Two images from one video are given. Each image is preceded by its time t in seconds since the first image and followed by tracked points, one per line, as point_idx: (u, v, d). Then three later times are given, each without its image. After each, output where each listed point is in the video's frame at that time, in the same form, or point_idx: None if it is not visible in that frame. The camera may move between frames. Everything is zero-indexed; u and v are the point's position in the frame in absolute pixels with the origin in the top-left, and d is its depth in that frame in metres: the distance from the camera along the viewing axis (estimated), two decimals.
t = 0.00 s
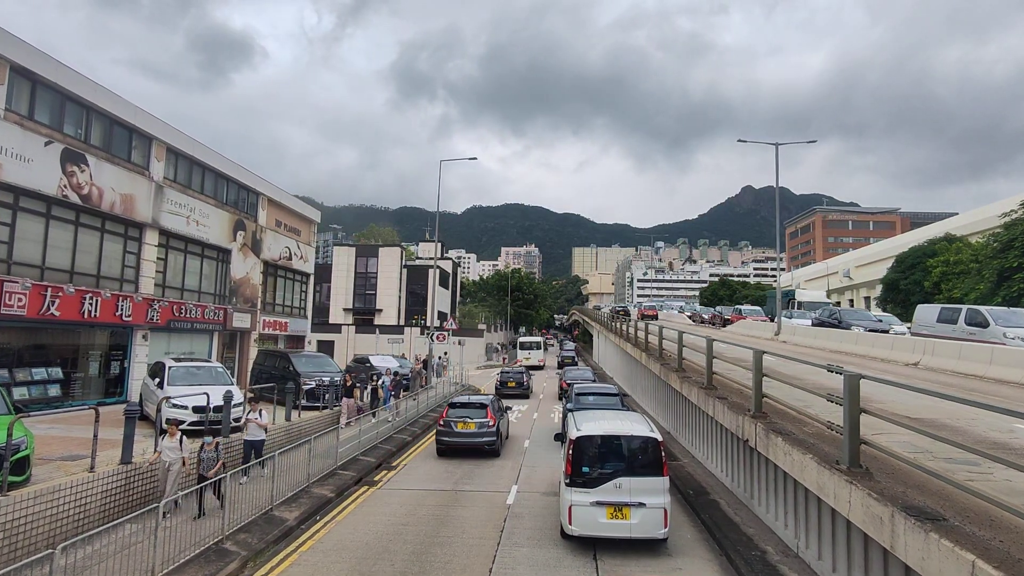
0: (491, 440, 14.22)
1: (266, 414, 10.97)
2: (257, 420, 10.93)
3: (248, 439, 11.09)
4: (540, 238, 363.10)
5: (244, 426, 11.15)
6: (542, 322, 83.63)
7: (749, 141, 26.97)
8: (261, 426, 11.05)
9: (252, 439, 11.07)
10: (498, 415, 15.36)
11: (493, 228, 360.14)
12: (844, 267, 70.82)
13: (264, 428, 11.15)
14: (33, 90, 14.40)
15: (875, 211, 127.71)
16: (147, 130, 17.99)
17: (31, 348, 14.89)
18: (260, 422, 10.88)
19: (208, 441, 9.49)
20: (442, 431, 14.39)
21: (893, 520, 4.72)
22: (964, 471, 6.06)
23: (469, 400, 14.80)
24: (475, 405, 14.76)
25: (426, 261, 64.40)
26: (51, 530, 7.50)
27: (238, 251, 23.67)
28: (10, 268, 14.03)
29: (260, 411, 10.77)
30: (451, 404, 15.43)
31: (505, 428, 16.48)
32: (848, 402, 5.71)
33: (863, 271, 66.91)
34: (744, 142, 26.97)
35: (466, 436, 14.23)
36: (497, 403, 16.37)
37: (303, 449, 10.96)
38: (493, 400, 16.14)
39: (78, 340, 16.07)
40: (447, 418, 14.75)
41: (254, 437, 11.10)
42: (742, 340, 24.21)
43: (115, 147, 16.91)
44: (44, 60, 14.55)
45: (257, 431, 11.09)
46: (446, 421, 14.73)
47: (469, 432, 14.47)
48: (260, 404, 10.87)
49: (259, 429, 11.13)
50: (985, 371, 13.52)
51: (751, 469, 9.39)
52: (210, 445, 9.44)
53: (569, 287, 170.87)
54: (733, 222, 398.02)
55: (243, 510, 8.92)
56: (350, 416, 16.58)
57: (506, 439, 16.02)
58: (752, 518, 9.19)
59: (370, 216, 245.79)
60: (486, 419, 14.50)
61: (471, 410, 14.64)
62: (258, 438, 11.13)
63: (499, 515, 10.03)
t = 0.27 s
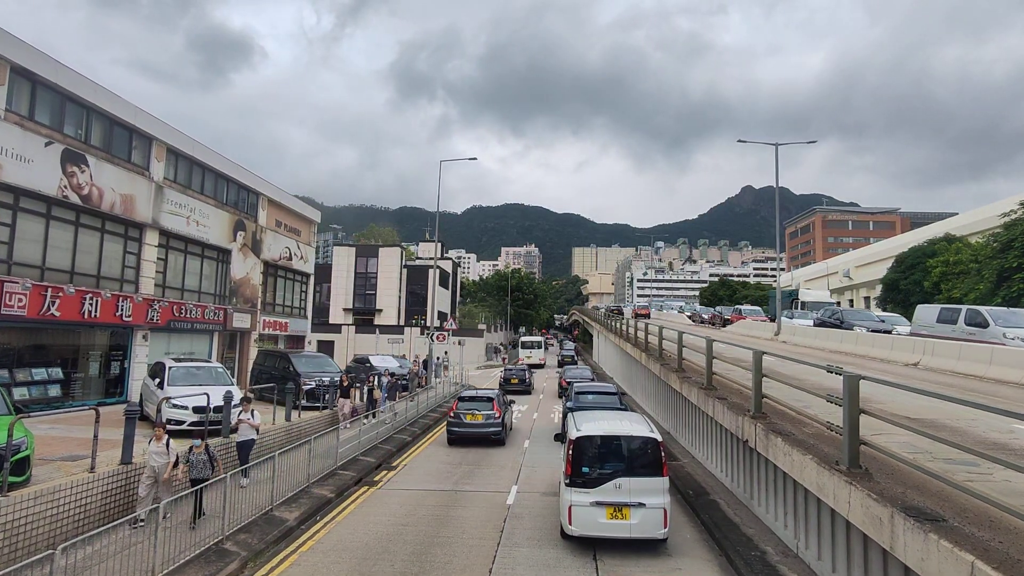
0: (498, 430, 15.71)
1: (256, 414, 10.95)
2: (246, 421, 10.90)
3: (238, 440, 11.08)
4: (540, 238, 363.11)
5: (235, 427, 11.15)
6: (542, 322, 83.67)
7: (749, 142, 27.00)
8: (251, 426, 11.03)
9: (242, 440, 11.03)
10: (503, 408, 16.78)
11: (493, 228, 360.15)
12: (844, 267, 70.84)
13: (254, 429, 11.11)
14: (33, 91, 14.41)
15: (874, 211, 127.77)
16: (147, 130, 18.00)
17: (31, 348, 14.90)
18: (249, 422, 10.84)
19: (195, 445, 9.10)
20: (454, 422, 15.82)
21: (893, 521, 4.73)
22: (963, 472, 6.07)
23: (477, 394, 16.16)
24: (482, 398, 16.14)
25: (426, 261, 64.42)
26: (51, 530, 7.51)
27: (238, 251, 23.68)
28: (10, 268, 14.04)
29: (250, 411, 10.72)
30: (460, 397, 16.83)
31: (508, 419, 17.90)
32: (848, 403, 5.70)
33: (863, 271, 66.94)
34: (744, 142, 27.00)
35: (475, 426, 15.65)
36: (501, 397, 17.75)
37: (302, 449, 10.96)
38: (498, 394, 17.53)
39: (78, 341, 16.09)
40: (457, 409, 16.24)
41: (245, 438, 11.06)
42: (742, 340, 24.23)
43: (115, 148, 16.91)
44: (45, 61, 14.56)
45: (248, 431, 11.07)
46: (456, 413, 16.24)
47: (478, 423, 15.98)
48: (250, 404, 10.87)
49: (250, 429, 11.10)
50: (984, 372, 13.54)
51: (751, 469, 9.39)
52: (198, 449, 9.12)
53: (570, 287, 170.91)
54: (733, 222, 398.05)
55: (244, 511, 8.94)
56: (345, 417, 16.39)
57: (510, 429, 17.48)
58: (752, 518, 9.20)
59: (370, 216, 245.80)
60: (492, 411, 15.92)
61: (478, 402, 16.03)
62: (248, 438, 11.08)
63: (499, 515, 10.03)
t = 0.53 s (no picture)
0: (502, 420, 17.20)
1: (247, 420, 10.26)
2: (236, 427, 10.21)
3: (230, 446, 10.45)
4: (540, 238, 363.12)
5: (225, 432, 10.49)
6: (542, 322, 83.67)
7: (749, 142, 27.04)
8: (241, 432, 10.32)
9: (234, 446, 10.38)
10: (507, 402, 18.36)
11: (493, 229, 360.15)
12: (844, 267, 70.82)
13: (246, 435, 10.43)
14: (34, 91, 14.41)
15: (874, 211, 127.76)
16: (148, 131, 18.01)
17: (31, 348, 14.90)
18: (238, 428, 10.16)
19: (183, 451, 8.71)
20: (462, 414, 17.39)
21: (892, 522, 4.73)
22: (963, 472, 6.08)
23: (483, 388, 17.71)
24: (488, 392, 17.70)
25: (426, 261, 64.44)
26: (52, 531, 7.52)
27: (239, 251, 23.70)
28: (11, 268, 14.04)
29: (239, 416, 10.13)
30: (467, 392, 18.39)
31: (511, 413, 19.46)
32: (848, 403, 5.70)
33: (863, 271, 66.96)
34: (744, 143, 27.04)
35: (481, 417, 17.19)
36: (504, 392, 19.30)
37: (303, 449, 10.97)
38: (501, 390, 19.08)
39: (79, 341, 16.11)
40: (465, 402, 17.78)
41: (236, 444, 10.39)
42: (743, 340, 24.24)
43: (115, 148, 16.91)
44: (45, 61, 14.57)
45: (239, 437, 10.39)
46: (464, 406, 17.78)
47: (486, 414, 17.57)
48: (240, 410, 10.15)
49: (241, 435, 10.39)
50: (984, 372, 13.56)
51: (751, 469, 9.40)
52: (188, 455, 8.61)
53: (569, 287, 170.95)
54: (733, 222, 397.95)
55: (244, 511, 8.95)
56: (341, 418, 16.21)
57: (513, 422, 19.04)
58: (751, 518, 9.21)
59: (370, 216, 245.81)
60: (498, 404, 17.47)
61: (485, 396, 17.58)
62: (240, 445, 10.43)
63: (499, 516, 10.03)
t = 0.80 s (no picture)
0: (507, 413, 18.93)
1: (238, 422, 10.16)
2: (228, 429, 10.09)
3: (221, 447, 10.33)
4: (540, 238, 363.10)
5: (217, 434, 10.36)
6: (542, 322, 83.69)
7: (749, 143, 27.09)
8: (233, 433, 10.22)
9: (225, 448, 10.29)
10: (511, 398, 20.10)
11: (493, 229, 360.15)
12: (845, 267, 70.80)
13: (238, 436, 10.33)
14: (34, 91, 14.40)
15: (874, 211, 127.77)
16: (148, 131, 18.00)
17: (31, 348, 14.90)
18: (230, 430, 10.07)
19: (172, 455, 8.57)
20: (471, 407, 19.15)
21: (893, 522, 4.73)
22: (963, 472, 6.08)
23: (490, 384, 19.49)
24: (494, 387, 19.48)
25: (426, 261, 64.45)
26: (52, 530, 7.51)
27: (239, 251, 23.69)
28: (11, 268, 14.04)
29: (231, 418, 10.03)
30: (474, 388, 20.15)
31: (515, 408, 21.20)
32: (849, 403, 5.70)
33: (863, 271, 66.95)
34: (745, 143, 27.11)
35: (488, 410, 18.95)
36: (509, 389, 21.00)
37: (302, 450, 10.96)
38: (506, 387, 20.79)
39: (79, 341, 16.10)
40: (473, 397, 19.57)
41: (228, 446, 10.30)
42: (743, 340, 24.25)
43: (116, 148, 16.91)
44: (45, 61, 14.56)
45: (231, 438, 10.29)
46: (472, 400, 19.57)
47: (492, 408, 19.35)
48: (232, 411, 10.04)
49: (233, 436, 10.29)
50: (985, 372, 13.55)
51: (751, 470, 9.39)
52: (175, 460, 8.38)
53: (569, 287, 170.97)
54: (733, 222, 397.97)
55: (244, 511, 8.94)
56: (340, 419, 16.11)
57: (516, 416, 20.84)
58: (751, 518, 9.21)
59: (370, 216, 245.79)
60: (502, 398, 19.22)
61: (491, 391, 19.37)
62: (233, 446, 10.33)
63: (499, 516, 10.02)
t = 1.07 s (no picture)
0: (511, 407, 20.37)
1: (226, 425, 10.16)
2: (216, 433, 10.09)
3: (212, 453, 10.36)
4: (540, 238, 363.04)
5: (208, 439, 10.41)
6: (542, 322, 83.69)
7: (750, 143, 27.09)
8: (222, 437, 10.21)
9: (215, 453, 10.28)
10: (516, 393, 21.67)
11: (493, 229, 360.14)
12: (845, 267, 70.78)
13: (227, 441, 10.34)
14: (34, 91, 14.40)
15: (874, 211, 127.84)
16: (148, 130, 18.00)
17: (31, 348, 14.89)
18: (219, 434, 10.07)
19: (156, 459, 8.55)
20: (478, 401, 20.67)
21: (893, 522, 4.73)
22: (964, 472, 6.07)
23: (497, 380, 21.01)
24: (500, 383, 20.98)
25: (426, 261, 64.43)
26: (52, 530, 7.50)
27: (239, 251, 23.68)
28: (10, 268, 14.03)
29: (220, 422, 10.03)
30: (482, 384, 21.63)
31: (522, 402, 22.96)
32: (849, 403, 5.70)
33: (863, 271, 66.96)
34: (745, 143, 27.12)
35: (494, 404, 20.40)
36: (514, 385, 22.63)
37: (302, 449, 10.95)
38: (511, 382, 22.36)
39: (79, 341, 16.09)
40: (480, 392, 21.03)
41: (218, 451, 10.30)
42: (743, 340, 24.25)
43: (115, 148, 16.91)
44: (44, 61, 14.55)
45: (220, 443, 10.30)
46: (480, 395, 21.04)
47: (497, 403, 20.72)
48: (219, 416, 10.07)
49: (222, 441, 10.30)
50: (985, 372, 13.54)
51: (752, 470, 9.37)
52: (156, 466, 8.50)
53: (570, 287, 170.98)
54: (733, 222, 397.90)
55: (244, 510, 8.94)
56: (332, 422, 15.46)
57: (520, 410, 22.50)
58: (752, 518, 9.20)
59: (370, 216, 245.77)
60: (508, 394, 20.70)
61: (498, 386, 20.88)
62: (223, 451, 10.32)
63: (499, 516, 10.01)
